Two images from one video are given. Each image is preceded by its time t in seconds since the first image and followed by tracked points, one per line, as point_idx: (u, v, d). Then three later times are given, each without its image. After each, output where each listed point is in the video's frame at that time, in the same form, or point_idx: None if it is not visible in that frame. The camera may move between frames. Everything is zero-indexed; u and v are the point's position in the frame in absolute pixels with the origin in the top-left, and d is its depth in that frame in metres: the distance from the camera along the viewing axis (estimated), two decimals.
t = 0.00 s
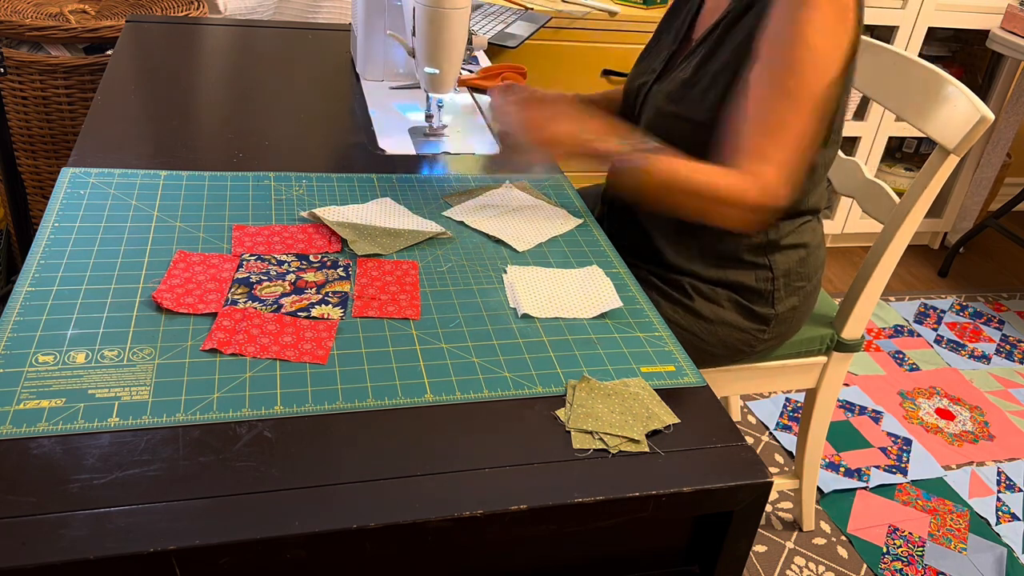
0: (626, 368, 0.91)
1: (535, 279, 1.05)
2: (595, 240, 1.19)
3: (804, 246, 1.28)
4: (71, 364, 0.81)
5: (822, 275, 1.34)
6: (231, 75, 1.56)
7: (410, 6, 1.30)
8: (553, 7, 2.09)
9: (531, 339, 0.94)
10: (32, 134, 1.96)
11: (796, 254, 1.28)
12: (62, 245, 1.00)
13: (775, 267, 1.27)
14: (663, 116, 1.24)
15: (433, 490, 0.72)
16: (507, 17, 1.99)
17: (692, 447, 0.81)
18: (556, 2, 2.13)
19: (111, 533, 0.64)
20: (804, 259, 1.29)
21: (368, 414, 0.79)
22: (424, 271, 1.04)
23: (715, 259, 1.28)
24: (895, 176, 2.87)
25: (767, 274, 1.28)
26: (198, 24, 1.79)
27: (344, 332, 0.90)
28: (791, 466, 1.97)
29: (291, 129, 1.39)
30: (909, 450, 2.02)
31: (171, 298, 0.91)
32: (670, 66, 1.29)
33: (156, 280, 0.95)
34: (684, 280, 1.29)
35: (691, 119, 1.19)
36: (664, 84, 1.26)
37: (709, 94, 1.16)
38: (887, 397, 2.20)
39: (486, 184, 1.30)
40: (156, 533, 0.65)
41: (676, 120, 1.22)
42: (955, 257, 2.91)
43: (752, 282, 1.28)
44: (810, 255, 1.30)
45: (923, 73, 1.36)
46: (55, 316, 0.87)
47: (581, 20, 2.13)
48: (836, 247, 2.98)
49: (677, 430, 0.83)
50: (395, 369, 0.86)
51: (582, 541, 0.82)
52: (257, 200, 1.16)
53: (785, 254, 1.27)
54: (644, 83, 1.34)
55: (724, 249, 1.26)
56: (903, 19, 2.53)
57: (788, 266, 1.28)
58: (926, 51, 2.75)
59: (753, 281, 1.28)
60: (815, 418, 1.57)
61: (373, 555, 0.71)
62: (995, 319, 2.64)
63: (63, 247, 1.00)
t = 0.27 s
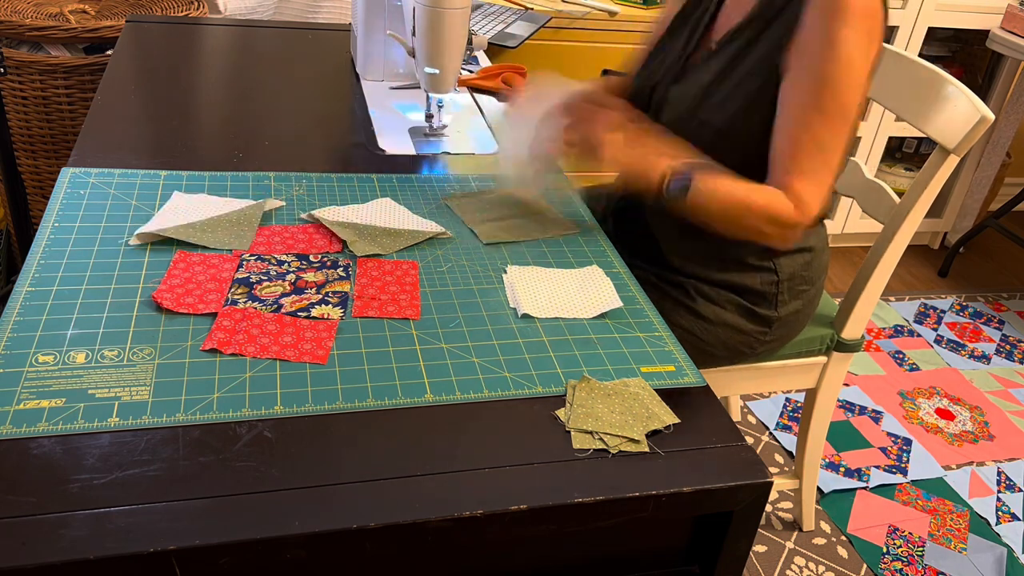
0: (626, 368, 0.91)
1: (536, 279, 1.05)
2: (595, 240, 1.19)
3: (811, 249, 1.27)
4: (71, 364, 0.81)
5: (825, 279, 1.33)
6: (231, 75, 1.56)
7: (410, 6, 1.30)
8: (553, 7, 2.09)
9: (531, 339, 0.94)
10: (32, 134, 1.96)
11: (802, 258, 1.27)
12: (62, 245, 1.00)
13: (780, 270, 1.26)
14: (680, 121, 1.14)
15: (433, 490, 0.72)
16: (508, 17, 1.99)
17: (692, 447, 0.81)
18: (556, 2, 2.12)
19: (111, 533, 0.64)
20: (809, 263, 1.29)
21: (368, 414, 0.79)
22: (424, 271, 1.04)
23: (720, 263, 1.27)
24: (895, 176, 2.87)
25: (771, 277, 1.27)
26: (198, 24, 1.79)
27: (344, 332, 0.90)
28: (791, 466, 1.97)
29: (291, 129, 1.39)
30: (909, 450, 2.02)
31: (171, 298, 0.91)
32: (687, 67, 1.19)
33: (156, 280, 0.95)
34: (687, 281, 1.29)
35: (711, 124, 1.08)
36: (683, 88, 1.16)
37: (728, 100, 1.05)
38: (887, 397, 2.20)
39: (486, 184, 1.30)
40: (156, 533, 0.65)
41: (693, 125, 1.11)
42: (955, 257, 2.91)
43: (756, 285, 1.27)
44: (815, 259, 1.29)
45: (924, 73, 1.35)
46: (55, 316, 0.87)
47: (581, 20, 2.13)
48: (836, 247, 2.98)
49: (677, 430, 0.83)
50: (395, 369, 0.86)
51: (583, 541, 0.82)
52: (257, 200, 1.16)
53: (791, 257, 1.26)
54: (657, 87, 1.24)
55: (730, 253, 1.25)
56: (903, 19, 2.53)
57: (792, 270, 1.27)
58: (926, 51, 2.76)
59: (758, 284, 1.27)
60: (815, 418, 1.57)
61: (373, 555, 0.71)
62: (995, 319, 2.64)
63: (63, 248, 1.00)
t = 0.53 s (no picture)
0: (626, 368, 0.91)
1: (536, 279, 1.05)
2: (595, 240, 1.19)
3: (809, 252, 1.28)
4: (71, 364, 0.81)
5: (824, 281, 1.34)
6: (231, 75, 1.56)
7: (410, 6, 1.30)
8: (553, 7, 2.12)
9: (531, 339, 0.94)
10: (32, 134, 1.96)
11: (801, 260, 1.28)
12: (61, 245, 1.00)
13: (780, 274, 1.27)
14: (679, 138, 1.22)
15: (434, 489, 0.72)
16: (507, 18, 2.01)
17: (692, 447, 0.81)
18: (556, 2, 2.15)
19: (111, 533, 0.64)
20: (809, 266, 1.29)
21: (368, 414, 0.79)
22: (424, 272, 1.04)
23: (722, 268, 1.27)
24: (895, 176, 2.87)
25: (772, 282, 1.27)
26: (198, 24, 1.79)
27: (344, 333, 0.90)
28: (791, 466, 1.97)
29: (291, 129, 1.39)
30: (909, 450, 2.02)
31: (171, 298, 0.91)
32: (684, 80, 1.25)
33: (156, 280, 0.95)
34: (687, 285, 1.29)
35: (712, 139, 1.17)
36: (682, 104, 1.22)
37: (732, 117, 1.14)
38: (887, 397, 2.20)
39: (486, 185, 1.30)
40: (156, 533, 0.65)
41: (693, 143, 1.20)
42: (955, 257, 2.91)
43: (756, 289, 1.27)
44: (814, 262, 1.30)
45: (924, 73, 1.35)
46: (55, 316, 0.87)
47: (580, 20, 2.13)
48: (836, 246, 2.98)
49: (677, 430, 0.83)
50: (395, 369, 0.86)
51: (583, 541, 0.82)
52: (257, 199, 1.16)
53: (791, 261, 1.27)
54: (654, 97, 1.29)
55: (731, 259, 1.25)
56: (903, 19, 2.53)
57: (793, 274, 1.28)
58: (926, 51, 2.76)
59: (758, 289, 1.27)
60: (815, 418, 1.58)
61: (373, 555, 0.71)
62: (995, 319, 2.64)
63: (63, 248, 1.00)
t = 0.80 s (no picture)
0: (626, 368, 0.91)
1: (536, 279, 1.05)
2: (595, 240, 1.19)
3: (806, 248, 1.29)
4: (71, 364, 0.81)
5: (821, 279, 1.35)
6: (231, 75, 1.56)
7: (411, 6, 1.30)
8: (554, 7, 2.11)
9: (531, 339, 0.94)
10: (32, 134, 1.96)
11: (798, 256, 1.29)
12: (61, 245, 1.00)
13: (776, 270, 1.28)
14: (662, 118, 1.23)
15: (434, 490, 0.72)
16: (508, 18, 1.99)
17: (692, 447, 0.81)
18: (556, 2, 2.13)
19: (111, 533, 0.64)
20: (805, 262, 1.31)
21: (368, 414, 0.79)
22: (424, 271, 1.04)
23: (717, 262, 1.28)
24: (895, 176, 2.87)
25: (768, 276, 1.28)
26: (198, 24, 1.79)
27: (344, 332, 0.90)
28: (791, 466, 1.97)
29: (291, 129, 1.39)
30: (909, 450, 2.02)
31: (171, 298, 0.91)
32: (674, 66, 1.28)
33: (156, 280, 0.95)
34: (684, 282, 1.30)
35: (692, 116, 1.19)
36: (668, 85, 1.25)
37: (710, 94, 1.17)
38: (887, 397, 2.20)
39: (486, 185, 1.30)
40: (156, 533, 0.65)
41: (676, 120, 1.21)
42: (955, 257, 2.91)
43: (753, 284, 1.28)
44: (810, 258, 1.31)
45: (924, 73, 1.35)
46: (55, 316, 0.87)
47: (580, 20, 2.13)
48: (836, 247, 2.98)
49: (677, 430, 0.83)
50: (395, 369, 0.86)
51: (583, 541, 0.82)
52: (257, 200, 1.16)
53: (787, 256, 1.28)
54: (645, 84, 1.32)
55: (726, 253, 1.27)
56: (903, 19, 2.53)
57: (789, 269, 1.29)
58: (926, 51, 2.76)
59: (755, 284, 1.28)
60: (815, 418, 1.58)
61: (373, 555, 0.71)
62: (995, 319, 2.64)
63: (63, 248, 0.99)
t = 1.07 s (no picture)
0: (626, 368, 0.91)
1: (536, 279, 1.05)
2: (595, 240, 1.19)
3: (803, 247, 1.29)
4: (71, 364, 0.81)
5: (820, 277, 1.34)
6: (232, 75, 1.56)
7: (411, 6, 1.30)
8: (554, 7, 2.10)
9: (531, 339, 0.94)
10: (32, 134, 1.96)
11: (795, 255, 1.29)
12: (61, 245, 1.00)
13: (773, 269, 1.28)
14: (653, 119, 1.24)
15: (434, 489, 0.72)
16: (507, 18, 1.99)
17: (692, 447, 0.81)
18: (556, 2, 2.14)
19: (111, 533, 0.64)
20: (803, 261, 1.31)
21: (368, 414, 0.79)
22: (424, 272, 1.04)
23: (715, 262, 1.29)
24: (895, 176, 2.87)
25: (766, 276, 1.28)
26: (198, 24, 1.79)
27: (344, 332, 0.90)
28: (791, 466, 1.97)
29: (291, 129, 1.39)
30: (909, 450, 2.02)
31: (171, 298, 0.91)
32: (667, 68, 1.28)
33: (156, 280, 0.95)
34: (683, 282, 1.30)
35: (680, 118, 1.20)
36: (659, 86, 1.25)
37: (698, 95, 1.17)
38: (887, 397, 2.20)
39: (486, 184, 1.30)
40: (156, 533, 0.65)
41: (665, 121, 1.22)
42: (955, 257, 2.91)
43: (751, 284, 1.28)
44: (808, 256, 1.31)
45: (924, 73, 1.35)
46: (55, 316, 0.87)
47: (581, 20, 2.13)
48: (836, 247, 2.98)
49: (677, 430, 0.83)
50: (395, 369, 0.86)
51: (584, 541, 0.82)
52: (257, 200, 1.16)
53: (784, 256, 1.28)
54: (640, 85, 1.32)
55: (724, 254, 1.27)
56: (903, 19, 2.53)
57: (787, 268, 1.29)
58: (926, 51, 2.76)
59: (753, 284, 1.28)
60: (815, 418, 1.58)
61: (373, 555, 0.71)
62: (995, 319, 2.64)
63: (63, 248, 0.99)
